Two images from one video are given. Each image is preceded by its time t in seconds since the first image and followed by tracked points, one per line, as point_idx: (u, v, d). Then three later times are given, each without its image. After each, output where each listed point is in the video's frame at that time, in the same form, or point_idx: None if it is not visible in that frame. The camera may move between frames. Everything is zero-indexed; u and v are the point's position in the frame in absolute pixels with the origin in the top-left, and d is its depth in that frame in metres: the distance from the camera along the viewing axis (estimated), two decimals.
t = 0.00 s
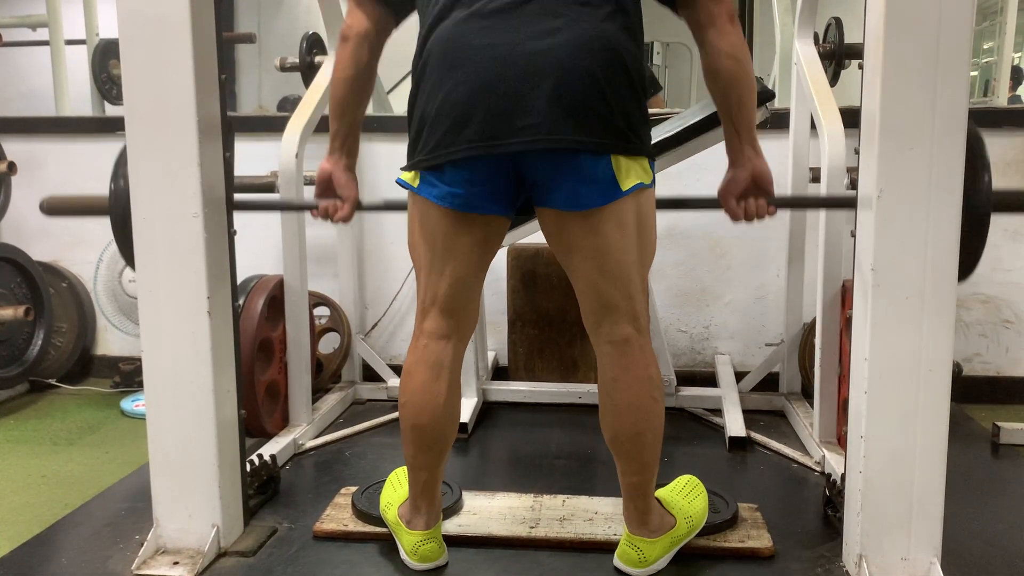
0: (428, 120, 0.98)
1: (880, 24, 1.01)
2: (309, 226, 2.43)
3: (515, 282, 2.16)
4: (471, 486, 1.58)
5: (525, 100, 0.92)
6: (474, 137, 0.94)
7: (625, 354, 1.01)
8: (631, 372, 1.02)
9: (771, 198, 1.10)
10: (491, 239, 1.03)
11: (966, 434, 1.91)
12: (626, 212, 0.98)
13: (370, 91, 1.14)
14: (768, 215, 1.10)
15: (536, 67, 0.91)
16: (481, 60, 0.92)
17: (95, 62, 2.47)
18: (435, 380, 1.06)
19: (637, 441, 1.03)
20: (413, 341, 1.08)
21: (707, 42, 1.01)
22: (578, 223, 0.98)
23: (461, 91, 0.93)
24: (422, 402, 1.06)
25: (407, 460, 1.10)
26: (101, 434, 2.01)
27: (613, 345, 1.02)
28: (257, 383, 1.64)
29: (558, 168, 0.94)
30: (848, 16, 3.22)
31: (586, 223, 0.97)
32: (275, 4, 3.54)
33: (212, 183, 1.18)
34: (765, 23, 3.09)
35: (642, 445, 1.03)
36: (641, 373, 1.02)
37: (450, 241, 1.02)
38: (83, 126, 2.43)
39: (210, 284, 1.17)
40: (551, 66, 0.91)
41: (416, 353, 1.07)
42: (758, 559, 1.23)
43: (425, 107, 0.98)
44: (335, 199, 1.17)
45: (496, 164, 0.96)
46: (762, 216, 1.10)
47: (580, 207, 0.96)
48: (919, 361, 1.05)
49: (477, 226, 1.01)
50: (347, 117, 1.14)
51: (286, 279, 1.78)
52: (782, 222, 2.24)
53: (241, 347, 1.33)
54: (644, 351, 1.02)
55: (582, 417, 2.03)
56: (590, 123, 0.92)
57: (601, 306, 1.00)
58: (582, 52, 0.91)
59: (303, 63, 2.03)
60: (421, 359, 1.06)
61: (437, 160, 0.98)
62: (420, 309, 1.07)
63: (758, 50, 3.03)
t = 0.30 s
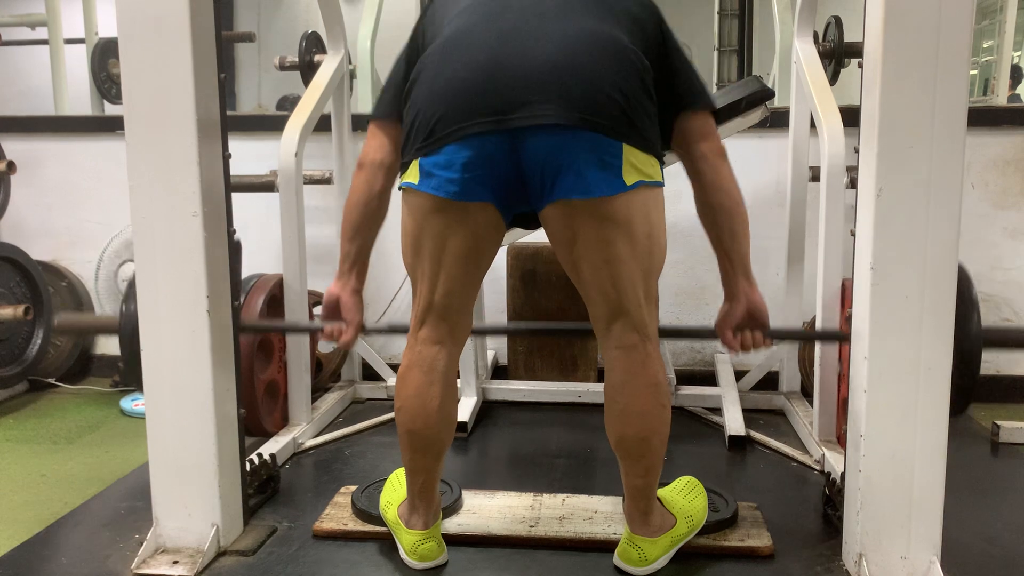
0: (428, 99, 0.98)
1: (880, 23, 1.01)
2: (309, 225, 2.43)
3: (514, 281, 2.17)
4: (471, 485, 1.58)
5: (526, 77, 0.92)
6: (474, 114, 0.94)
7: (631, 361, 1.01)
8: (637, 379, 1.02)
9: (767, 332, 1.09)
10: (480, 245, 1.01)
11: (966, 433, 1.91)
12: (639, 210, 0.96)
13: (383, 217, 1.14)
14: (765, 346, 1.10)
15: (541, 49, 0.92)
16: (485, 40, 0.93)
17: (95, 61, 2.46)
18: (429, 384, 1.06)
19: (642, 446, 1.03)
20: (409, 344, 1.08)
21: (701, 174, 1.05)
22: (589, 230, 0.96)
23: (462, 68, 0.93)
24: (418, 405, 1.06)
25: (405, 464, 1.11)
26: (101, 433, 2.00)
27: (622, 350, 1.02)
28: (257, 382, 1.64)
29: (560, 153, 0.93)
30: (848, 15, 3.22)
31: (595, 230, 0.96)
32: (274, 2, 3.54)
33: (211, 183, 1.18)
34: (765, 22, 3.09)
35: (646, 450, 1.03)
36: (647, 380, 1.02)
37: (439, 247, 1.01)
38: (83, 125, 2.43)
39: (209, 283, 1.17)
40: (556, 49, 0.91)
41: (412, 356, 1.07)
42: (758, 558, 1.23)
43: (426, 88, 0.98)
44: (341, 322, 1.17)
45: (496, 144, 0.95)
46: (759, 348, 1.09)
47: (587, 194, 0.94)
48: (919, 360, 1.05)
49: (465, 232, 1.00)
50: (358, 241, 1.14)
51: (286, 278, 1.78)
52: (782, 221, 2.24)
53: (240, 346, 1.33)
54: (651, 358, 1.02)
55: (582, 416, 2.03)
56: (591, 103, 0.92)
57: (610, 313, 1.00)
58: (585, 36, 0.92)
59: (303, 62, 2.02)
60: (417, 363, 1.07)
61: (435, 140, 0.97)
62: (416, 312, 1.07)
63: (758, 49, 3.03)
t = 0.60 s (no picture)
0: (428, 92, 0.99)
1: (880, 22, 1.01)
2: (309, 224, 2.43)
3: (514, 279, 2.17)
4: (471, 484, 1.58)
5: (526, 69, 0.94)
6: (474, 101, 0.95)
7: (634, 355, 1.02)
8: (639, 374, 1.02)
9: (764, 418, 1.16)
10: (473, 241, 1.01)
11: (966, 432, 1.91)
12: (645, 205, 0.96)
13: (388, 299, 1.21)
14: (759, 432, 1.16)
15: (542, 45, 0.95)
16: (488, 39, 0.97)
17: (94, 59, 2.46)
18: (427, 378, 1.06)
19: (644, 440, 1.03)
20: (407, 338, 1.09)
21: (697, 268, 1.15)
22: (593, 225, 0.96)
23: (462, 60, 0.96)
24: (416, 398, 1.06)
25: (404, 458, 1.11)
26: (101, 432, 2.01)
27: (627, 344, 1.02)
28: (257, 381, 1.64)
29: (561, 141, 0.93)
30: (848, 14, 3.22)
31: (598, 225, 0.96)
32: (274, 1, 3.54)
33: (211, 182, 1.18)
34: (764, 21, 3.09)
35: (647, 444, 1.03)
36: (650, 375, 1.02)
37: (434, 242, 1.01)
38: (83, 124, 2.43)
39: (209, 282, 1.17)
40: (556, 45, 0.94)
41: (411, 350, 1.07)
42: (758, 556, 1.23)
43: (427, 84, 1.00)
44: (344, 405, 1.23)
45: (495, 131, 0.95)
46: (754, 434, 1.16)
47: (589, 181, 0.93)
48: (919, 358, 1.05)
49: (458, 227, 1.00)
50: (366, 324, 1.21)
51: (285, 277, 1.78)
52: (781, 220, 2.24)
53: (240, 346, 1.33)
54: (653, 353, 1.02)
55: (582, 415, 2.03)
56: (591, 92, 0.93)
57: (613, 308, 1.00)
58: (583, 36, 0.96)
59: (303, 61, 2.02)
60: (415, 356, 1.07)
61: (433, 129, 0.97)
62: (415, 307, 1.07)
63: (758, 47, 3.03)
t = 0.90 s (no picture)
0: (427, 94, 0.99)
1: (879, 22, 1.00)
2: (309, 223, 2.43)
3: (514, 279, 2.17)
4: (471, 483, 1.58)
5: (526, 70, 0.94)
6: (475, 103, 0.95)
7: (635, 353, 1.02)
8: (639, 373, 1.02)
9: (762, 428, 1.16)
10: (472, 243, 1.01)
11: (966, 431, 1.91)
12: (643, 207, 0.96)
13: (387, 309, 1.23)
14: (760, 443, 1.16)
15: (541, 47, 0.95)
16: (487, 41, 0.97)
17: (94, 59, 2.46)
18: (427, 376, 1.06)
19: (644, 439, 1.03)
20: (406, 337, 1.09)
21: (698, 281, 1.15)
22: (594, 223, 0.96)
23: (462, 62, 0.96)
24: (415, 397, 1.06)
25: (404, 457, 1.11)
26: (100, 431, 2.00)
27: (627, 342, 1.02)
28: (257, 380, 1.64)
29: (561, 142, 0.93)
30: (848, 13, 3.22)
31: (599, 224, 0.96)
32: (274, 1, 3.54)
33: (211, 181, 1.18)
34: (764, 20, 3.09)
35: (648, 443, 1.03)
36: (651, 373, 1.02)
37: (434, 242, 1.01)
38: (82, 123, 2.43)
39: (209, 281, 1.17)
40: (556, 47, 0.94)
41: (410, 348, 1.07)
42: (758, 556, 1.23)
43: (426, 86, 1.00)
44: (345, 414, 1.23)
45: (496, 132, 0.94)
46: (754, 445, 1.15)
47: (590, 182, 0.93)
48: (918, 358, 1.04)
49: (458, 228, 1.00)
50: (365, 334, 1.22)
51: (285, 276, 1.78)
52: (781, 219, 2.24)
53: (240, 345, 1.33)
54: (654, 351, 1.02)
55: (582, 414, 2.03)
56: (591, 92, 0.93)
57: (615, 306, 1.00)
58: (582, 37, 0.96)
59: (303, 60, 2.02)
60: (414, 355, 1.07)
61: (433, 131, 0.97)
62: (414, 306, 1.07)
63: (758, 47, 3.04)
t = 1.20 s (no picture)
0: (427, 97, 0.99)
1: (879, 23, 1.01)
2: (309, 224, 2.43)
3: (514, 279, 2.17)
4: (471, 483, 1.58)
5: (526, 72, 0.94)
6: (476, 108, 0.94)
7: (634, 358, 1.02)
8: (638, 379, 1.02)
9: (762, 401, 1.17)
10: (474, 247, 1.01)
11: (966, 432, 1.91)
12: (642, 213, 0.96)
13: (385, 285, 1.22)
14: (760, 415, 1.17)
15: (540, 50, 0.94)
16: (487, 44, 0.96)
17: (94, 59, 2.46)
18: (427, 379, 1.06)
19: (643, 443, 1.03)
20: (405, 341, 1.08)
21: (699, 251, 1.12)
22: (594, 228, 0.96)
23: (461, 65, 0.95)
24: (415, 401, 1.06)
25: (404, 460, 1.11)
26: (101, 431, 2.01)
27: (625, 348, 1.02)
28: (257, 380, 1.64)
29: (561, 145, 0.93)
30: (848, 13, 3.22)
31: (600, 228, 0.96)
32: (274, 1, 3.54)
33: (211, 181, 1.18)
34: (764, 21, 3.09)
35: (647, 447, 1.03)
36: (650, 379, 1.02)
37: (435, 245, 1.01)
38: (82, 123, 2.43)
39: (209, 281, 1.17)
40: (555, 49, 0.94)
41: (410, 352, 1.07)
42: (758, 556, 1.23)
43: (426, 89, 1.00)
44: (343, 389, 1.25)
45: (497, 136, 0.94)
46: (754, 417, 1.17)
47: (590, 186, 0.94)
48: (918, 358, 1.04)
49: (460, 232, 1.00)
50: (361, 308, 1.22)
51: (286, 276, 1.78)
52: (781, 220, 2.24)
53: (240, 345, 1.33)
54: (654, 356, 1.02)
55: (582, 415, 2.03)
56: (592, 94, 0.93)
57: (615, 310, 1.01)
58: (582, 37, 0.96)
59: (303, 60, 2.02)
60: (415, 359, 1.07)
61: (432, 135, 0.97)
62: (414, 310, 1.07)
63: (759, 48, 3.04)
